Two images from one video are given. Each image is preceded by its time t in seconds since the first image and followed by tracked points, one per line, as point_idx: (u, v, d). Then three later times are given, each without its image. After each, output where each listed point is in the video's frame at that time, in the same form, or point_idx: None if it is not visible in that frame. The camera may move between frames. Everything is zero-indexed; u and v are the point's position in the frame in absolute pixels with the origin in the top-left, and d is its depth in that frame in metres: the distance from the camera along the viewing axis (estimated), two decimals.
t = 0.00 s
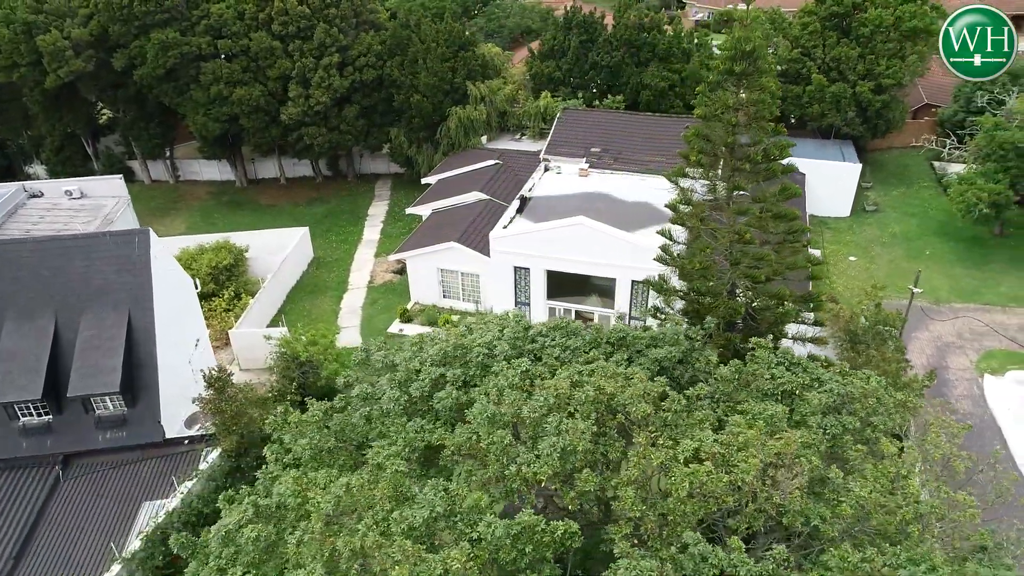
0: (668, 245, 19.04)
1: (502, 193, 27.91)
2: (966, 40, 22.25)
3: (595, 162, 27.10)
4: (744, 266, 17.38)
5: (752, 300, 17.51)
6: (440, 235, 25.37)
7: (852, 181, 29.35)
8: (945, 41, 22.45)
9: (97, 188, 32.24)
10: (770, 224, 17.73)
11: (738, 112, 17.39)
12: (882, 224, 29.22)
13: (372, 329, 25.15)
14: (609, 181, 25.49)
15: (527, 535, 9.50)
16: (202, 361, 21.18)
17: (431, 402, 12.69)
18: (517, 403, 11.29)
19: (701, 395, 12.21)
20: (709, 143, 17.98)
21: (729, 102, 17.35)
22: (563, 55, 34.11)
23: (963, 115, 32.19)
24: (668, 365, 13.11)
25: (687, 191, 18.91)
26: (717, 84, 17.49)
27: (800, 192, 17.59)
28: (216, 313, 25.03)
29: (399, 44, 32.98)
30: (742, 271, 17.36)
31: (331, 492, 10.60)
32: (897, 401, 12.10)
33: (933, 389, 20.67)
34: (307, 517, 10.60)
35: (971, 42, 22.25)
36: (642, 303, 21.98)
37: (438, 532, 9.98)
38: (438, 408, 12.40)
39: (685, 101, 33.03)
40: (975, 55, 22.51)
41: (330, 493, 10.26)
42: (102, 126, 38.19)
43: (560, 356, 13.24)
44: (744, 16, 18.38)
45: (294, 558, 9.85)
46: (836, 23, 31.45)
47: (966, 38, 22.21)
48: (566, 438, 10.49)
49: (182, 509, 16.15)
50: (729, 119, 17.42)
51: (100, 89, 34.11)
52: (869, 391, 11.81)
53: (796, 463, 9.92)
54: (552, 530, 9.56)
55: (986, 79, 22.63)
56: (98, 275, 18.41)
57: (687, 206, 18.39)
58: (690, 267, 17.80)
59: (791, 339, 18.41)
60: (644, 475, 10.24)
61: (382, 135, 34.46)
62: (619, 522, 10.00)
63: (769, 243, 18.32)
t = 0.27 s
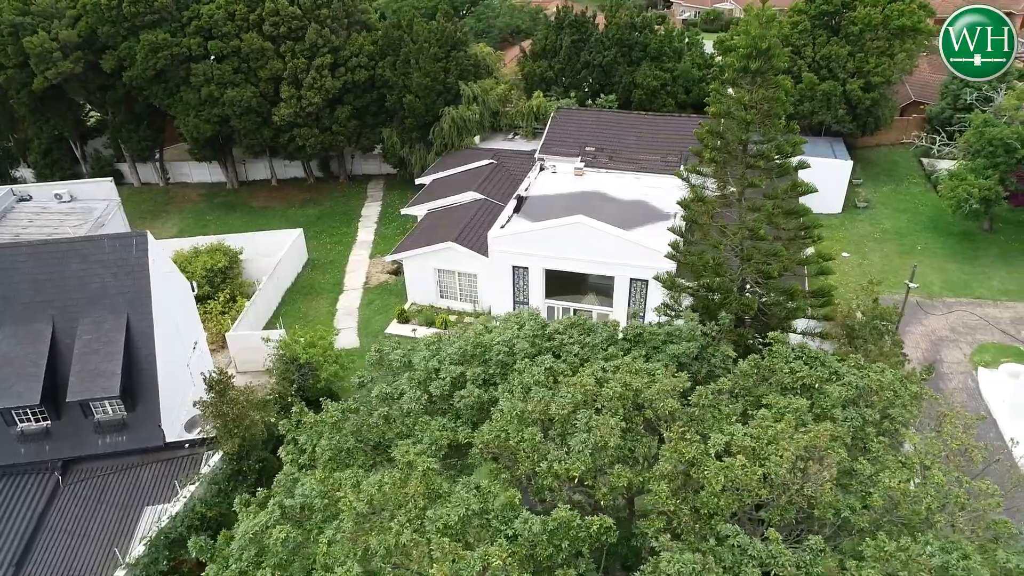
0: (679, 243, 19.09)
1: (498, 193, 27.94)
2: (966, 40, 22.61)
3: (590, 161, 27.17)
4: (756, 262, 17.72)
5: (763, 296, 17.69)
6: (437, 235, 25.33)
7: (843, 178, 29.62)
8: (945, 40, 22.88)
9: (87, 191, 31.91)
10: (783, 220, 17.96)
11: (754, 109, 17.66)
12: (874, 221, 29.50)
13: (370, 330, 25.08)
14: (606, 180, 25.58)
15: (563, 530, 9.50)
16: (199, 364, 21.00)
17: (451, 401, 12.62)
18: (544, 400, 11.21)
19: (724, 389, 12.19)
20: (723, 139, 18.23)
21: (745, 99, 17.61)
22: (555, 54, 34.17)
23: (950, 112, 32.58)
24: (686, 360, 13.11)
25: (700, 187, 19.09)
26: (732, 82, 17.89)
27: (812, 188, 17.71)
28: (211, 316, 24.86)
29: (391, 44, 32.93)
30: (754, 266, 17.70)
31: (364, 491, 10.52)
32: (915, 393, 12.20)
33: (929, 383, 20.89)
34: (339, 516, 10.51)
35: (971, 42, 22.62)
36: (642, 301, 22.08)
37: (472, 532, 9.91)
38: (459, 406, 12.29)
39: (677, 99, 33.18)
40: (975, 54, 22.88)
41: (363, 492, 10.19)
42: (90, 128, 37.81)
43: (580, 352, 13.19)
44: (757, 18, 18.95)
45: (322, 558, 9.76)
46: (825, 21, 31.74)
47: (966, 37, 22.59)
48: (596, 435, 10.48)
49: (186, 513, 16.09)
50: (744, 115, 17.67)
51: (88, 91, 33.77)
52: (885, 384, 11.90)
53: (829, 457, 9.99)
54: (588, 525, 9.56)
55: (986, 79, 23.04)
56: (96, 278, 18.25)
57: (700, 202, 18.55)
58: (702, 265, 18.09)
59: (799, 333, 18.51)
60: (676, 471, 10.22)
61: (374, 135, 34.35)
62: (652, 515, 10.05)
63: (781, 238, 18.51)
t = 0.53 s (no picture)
0: (688, 242, 19.12)
1: (493, 192, 27.96)
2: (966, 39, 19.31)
3: (585, 160, 27.23)
4: (765, 259, 18.02)
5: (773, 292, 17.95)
6: (434, 235, 25.31)
7: (835, 175, 29.86)
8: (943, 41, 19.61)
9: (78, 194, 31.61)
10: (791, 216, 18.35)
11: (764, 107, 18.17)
12: (866, 217, 29.74)
13: (367, 330, 25.03)
14: (601, 179, 25.67)
15: (594, 525, 9.46)
16: (197, 367, 20.88)
17: (467, 400, 12.53)
18: (566, 396, 11.10)
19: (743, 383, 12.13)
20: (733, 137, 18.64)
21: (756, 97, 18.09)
22: (547, 54, 34.22)
23: (939, 109, 32.94)
24: (701, 355, 13.09)
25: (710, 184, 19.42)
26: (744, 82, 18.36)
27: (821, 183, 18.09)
28: (207, 318, 24.72)
29: (384, 45, 32.88)
30: (763, 262, 18.03)
31: (391, 489, 10.42)
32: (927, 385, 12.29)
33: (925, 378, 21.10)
34: (366, 515, 10.37)
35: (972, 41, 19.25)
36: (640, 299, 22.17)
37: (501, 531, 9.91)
38: (476, 404, 12.19)
39: (669, 98, 33.31)
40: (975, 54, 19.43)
41: (391, 489, 10.13)
42: (79, 130, 37.46)
43: (594, 350, 13.15)
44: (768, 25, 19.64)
45: (345, 558, 9.68)
46: (816, 20, 32.02)
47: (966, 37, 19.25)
48: (622, 430, 10.32)
49: (188, 517, 15.94)
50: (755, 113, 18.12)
51: (78, 93, 33.45)
52: (898, 377, 12.02)
53: (855, 447, 9.98)
54: (620, 521, 9.51)
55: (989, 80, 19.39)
56: (93, 282, 18.11)
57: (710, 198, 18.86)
58: (713, 262, 18.19)
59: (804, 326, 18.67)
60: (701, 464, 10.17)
61: (367, 135, 34.25)
62: (678, 509, 9.92)
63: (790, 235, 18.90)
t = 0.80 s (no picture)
0: (696, 240, 19.06)
1: (490, 192, 27.96)
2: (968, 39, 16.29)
3: (581, 158, 27.33)
4: (776, 255, 18.04)
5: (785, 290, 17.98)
6: (431, 234, 25.27)
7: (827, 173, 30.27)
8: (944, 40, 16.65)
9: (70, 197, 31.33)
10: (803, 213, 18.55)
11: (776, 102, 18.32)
12: (859, 214, 29.98)
13: (365, 331, 25.00)
14: (598, 177, 25.72)
15: (625, 520, 9.44)
16: (197, 368, 20.77)
17: (486, 397, 12.45)
18: (591, 393, 11.04)
19: (767, 377, 12.13)
20: (745, 134, 18.83)
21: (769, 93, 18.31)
22: (541, 53, 34.27)
23: (929, 106, 33.25)
24: (721, 349, 13.12)
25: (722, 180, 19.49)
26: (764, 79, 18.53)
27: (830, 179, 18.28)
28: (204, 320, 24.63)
29: (377, 45, 32.81)
30: (772, 257, 18.08)
31: (419, 487, 10.34)
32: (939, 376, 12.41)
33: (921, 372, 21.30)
34: (392, 513, 10.27)
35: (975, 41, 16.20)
36: (639, 297, 22.25)
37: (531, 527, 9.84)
38: (494, 402, 12.13)
39: (663, 97, 33.46)
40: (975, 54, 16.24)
41: (420, 487, 10.01)
42: (69, 132, 37.16)
43: (612, 346, 13.16)
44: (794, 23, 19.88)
45: (370, 556, 9.60)
46: (808, 19, 32.27)
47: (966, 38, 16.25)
48: (649, 425, 10.23)
49: (191, 520, 15.95)
50: (768, 110, 18.27)
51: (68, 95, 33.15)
52: (910, 369, 12.13)
53: (879, 441, 10.08)
54: (650, 515, 9.46)
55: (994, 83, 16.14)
56: (91, 285, 17.98)
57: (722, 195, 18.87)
58: (721, 259, 18.36)
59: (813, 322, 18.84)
60: (727, 458, 10.18)
61: (361, 136, 34.16)
62: (705, 501, 9.84)
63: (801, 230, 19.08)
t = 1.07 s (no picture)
0: (704, 236, 19.52)
1: (487, 192, 27.96)
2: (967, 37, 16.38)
3: (578, 157, 27.36)
4: (787, 251, 18.42)
5: (797, 285, 18.24)
6: (429, 235, 25.22)
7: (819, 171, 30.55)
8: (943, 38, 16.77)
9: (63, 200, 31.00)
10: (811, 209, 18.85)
11: (789, 96, 18.37)
12: (853, 211, 30.19)
13: (364, 331, 24.96)
14: (594, 176, 25.77)
15: (658, 514, 9.46)
16: (196, 370, 20.62)
17: (507, 395, 12.34)
18: (616, 389, 10.97)
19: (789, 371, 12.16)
20: (755, 130, 19.01)
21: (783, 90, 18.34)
22: (535, 53, 34.31)
23: (920, 104, 33.55)
24: (738, 344, 13.21)
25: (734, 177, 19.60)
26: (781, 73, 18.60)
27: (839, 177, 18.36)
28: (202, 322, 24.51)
29: (371, 45, 32.73)
30: (786, 254, 18.40)
31: (447, 485, 10.28)
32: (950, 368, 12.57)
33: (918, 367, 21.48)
34: (422, 511, 10.19)
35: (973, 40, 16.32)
36: (638, 295, 22.31)
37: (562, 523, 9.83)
38: (513, 400, 12.06)
39: (657, 95, 33.59)
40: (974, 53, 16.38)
41: (450, 484, 9.92)
42: (58, 134, 36.82)
43: (630, 343, 13.15)
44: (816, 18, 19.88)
45: (397, 554, 9.55)
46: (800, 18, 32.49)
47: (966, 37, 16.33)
48: (677, 418, 10.17)
49: (196, 523, 15.89)
50: (782, 105, 18.40)
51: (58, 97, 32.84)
52: (919, 363, 12.26)
53: (906, 434, 10.21)
54: (682, 509, 9.45)
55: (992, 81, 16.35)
56: (90, 288, 17.84)
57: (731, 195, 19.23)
58: (731, 256, 18.90)
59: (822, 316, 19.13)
60: (754, 450, 10.15)
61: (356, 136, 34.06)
62: (733, 494, 9.82)
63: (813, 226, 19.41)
